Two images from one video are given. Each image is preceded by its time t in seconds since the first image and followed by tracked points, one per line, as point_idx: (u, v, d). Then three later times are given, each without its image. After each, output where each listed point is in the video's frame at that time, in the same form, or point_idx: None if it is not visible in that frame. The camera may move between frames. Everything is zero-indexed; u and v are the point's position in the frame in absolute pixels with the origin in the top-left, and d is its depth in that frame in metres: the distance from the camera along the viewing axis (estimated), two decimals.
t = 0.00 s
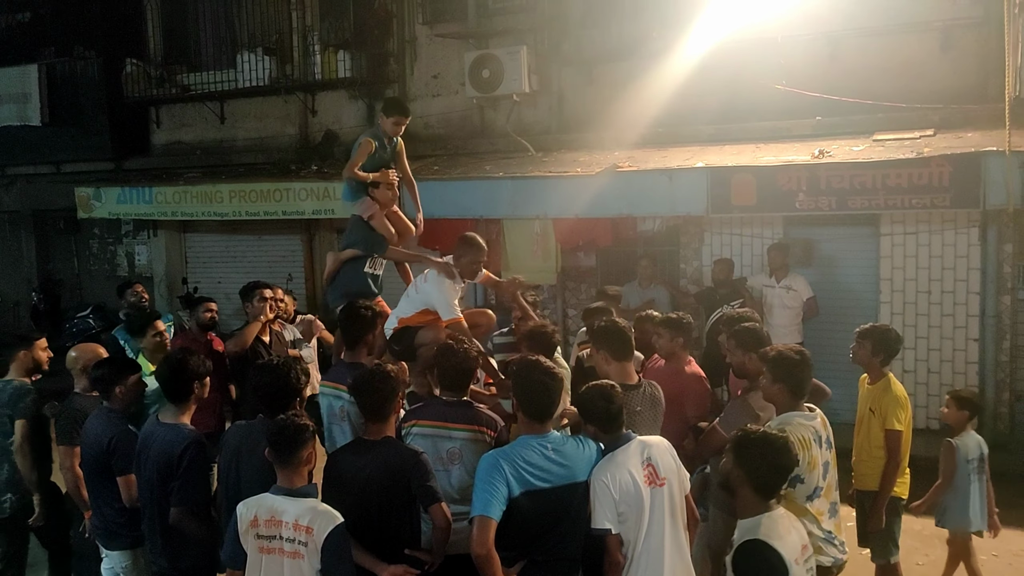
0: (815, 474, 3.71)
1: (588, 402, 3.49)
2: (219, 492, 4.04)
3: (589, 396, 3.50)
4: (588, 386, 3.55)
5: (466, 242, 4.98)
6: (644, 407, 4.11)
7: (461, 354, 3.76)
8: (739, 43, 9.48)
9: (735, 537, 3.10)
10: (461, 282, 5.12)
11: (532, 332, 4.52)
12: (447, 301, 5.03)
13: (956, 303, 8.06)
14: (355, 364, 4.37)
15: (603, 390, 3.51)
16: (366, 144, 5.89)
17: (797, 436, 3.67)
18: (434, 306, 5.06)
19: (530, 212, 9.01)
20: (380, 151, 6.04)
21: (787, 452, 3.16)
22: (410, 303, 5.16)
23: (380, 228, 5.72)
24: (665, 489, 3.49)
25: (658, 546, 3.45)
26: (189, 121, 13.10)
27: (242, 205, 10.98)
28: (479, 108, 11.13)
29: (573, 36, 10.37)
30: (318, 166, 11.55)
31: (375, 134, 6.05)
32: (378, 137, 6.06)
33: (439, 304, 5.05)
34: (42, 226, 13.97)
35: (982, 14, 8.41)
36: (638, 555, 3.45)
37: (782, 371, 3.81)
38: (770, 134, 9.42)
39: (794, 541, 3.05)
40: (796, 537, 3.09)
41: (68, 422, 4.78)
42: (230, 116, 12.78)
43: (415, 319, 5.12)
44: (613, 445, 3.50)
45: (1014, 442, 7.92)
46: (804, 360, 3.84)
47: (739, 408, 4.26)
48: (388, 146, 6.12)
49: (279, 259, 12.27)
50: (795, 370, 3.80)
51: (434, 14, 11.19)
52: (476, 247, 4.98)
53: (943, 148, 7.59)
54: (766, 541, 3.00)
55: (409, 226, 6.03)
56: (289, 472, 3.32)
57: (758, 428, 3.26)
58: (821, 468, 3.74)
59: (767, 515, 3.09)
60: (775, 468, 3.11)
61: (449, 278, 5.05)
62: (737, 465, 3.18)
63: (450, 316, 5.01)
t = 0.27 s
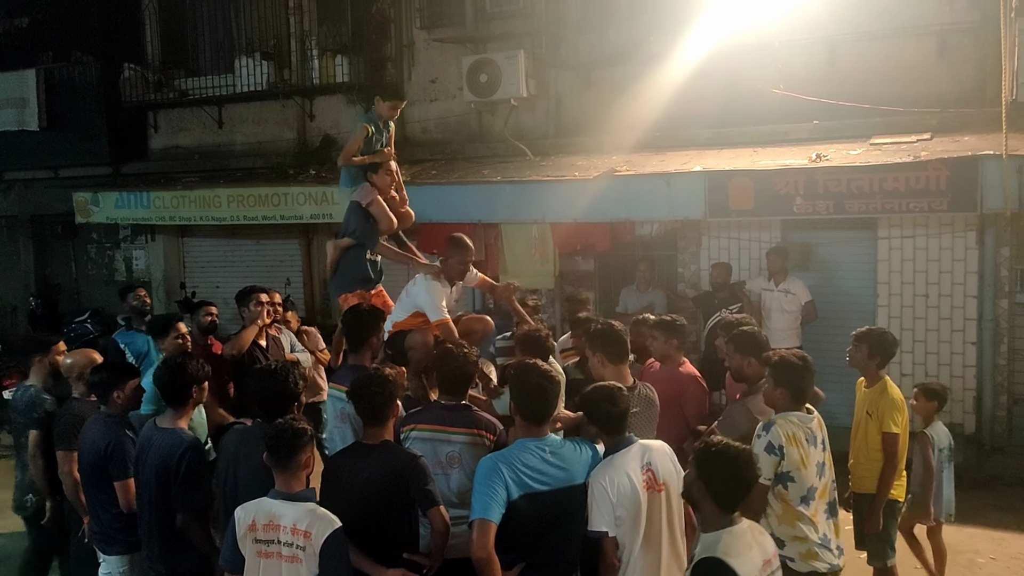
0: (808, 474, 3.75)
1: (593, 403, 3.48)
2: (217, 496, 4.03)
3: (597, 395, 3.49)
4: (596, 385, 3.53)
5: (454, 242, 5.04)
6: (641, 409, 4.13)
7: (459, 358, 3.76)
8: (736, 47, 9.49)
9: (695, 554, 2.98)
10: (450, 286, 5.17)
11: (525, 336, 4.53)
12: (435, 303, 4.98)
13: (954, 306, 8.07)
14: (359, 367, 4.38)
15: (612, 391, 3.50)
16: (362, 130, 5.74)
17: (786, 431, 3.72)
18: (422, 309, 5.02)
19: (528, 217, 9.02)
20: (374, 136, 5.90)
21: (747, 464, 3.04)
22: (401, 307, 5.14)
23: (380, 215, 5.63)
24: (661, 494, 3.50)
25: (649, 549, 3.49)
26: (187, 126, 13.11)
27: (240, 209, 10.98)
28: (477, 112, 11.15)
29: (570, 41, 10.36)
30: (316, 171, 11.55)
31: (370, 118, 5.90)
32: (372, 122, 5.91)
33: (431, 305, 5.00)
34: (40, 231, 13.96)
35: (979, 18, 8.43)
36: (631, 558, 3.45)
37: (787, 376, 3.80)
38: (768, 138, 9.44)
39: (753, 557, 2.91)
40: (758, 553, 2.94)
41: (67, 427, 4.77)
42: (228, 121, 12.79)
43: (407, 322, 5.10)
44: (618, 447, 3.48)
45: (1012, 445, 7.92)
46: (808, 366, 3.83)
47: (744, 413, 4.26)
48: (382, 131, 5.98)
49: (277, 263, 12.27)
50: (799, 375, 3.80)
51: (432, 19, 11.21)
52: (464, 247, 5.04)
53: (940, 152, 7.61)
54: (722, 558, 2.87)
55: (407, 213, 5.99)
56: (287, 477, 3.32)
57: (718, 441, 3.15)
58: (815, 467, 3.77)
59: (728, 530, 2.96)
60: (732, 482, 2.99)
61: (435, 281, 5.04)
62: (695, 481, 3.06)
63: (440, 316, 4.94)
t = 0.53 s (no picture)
0: (805, 475, 3.75)
1: (611, 406, 3.47)
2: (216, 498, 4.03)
3: (602, 401, 3.50)
4: (608, 385, 3.53)
5: (450, 244, 5.05)
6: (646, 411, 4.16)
7: (461, 360, 3.78)
8: (734, 48, 9.50)
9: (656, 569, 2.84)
10: (447, 288, 5.14)
11: (522, 339, 4.53)
12: (432, 305, 4.95)
13: (954, 307, 8.08)
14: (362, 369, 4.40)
15: (619, 392, 3.50)
16: (364, 117, 5.69)
17: (779, 435, 3.73)
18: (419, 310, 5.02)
19: (527, 218, 9.02)
20: (376, 125, 5.86)
21: (704, 472, 2.87)
22: (400, 309, 5.15)
23: (381, 207, 5.65)
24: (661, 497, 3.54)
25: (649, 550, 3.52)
26: (187, 128, 13.12)
27: (239, 212, 10.99)
28: (477, 115, 11.16)
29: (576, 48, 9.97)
30: (315, 173, 11.55)
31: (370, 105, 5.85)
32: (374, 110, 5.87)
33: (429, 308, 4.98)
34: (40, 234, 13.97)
35: (977, 19, 8.44)
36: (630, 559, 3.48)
37: (790, 378, 3.80)
38: (767, 140, 9.45)
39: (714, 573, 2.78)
40: (719, 567, 2.80)
41: (65, 430, 4.78)
42: (228, 123, 12.79)
43: (406, 324, 5.10)
44: (624, 447, 3.50)
45: (1012, 447, 7.91)
46: (810, 370, 3.84)
47: (743, 414, 4.25)
48: (383, 120, 5.94)
49: (276, 266, 12.27)
50: (801, 377, 3.81)
51: (432, 21, 11.22)
52: (461, 248, 5.04)
53: (939, 153, 7.61)
54: None
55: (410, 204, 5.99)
56: (286, 479, 3.33)
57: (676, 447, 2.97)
58: (812, 469, 3.77)
59: (687, 543, 2.81)
60: (687, 493, 2.82)
61: (433, 284, 5.02)
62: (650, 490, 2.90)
63: (435, 318, 4.91)
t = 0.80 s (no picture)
0: (807, 481, 3.74)
1: (622, 404, 3.49)
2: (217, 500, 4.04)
3: (613, 402, 3.52)
4: (621, 386, 3.55)
5: (452, 246, 4.99)
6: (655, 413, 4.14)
7: (465, 363, 3.77)
8: (735, 49, 9.50)
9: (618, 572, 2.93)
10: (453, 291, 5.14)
11: (533, 339, 4.55)
12: (440, 308, 4.99)
13: (955, 309, 8.08)
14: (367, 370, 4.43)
15: (638, 393, 3.52)
16: (367, 110, 5.68)
17: (784, 443, 3.70)
18: (425, 314, 5.04)
19: (528, 220, 9.01)
20: (381, 119, 5.85)
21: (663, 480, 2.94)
22: (405, 311, 5.16)
23: (388, 205, 5.64)
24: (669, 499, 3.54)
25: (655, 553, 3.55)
26: (187, 131, 13.13)
27: (240, 214, 10.99)
28: (478, 117, 11.17)
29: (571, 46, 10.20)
30: (316, 175, 11.56)
31: (377, 98, 5.79)
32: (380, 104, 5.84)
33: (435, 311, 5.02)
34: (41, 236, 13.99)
35: (979, 22, 8.45)
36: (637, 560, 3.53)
37: (789, 381, 3.81)
38: (768, 142, 9.45)
39: None
40: (680, 570, 2.88)
41: (67, 434, 4.80)
42: (228, 125, 12.80)
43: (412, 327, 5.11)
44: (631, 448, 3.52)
45: (1014, 448, 7.91)
46: (809, 374, 3.84)
47: (744, 416, 4.23)
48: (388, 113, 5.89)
49: (277, 268, 12.28)
50: (801, 381, 3.81)
51: (433, 23, 11.23)
52: (464, 251, 4.98)
53: (941, 155, 7.62)
54: None
55: (417, 203, 5.99)
56: (288, 482, 3.33)
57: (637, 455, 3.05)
58: (814, 474, 3.77)
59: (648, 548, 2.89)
60: (647, 499, 2.89)
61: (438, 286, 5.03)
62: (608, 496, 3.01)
63: (444, 322, 4.95)
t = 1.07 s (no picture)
0: (812, 484, 3.74)
1: (635, 404, 3.46)
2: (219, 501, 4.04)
3: (625, 401, 3.49)
4: (634, 385, 3.53)
5: (461, 249, 5.01)
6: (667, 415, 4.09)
7: (468, 366, 3.77)
8: (736, 49, 9.50)
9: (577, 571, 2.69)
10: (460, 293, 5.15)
11: (540, 340, 4.55)
12: (448, 309, 4.98)
13: (957, 308, 8.06)
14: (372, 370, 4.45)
15: (650, 393, 3.48)
16: (382, 108, 5.65)
17: (792, 446, 3.70)
18: (435, 316, 5.01)
19: (530, 221, 9.01)
20: (395, 116, 5.82)
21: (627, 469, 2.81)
22: (413, 314, 5.13)
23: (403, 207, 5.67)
24: (677, 503, 3.53)
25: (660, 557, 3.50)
26: (189, 134, 13.14)
27: (242, 217, 11.00)
28: (479, 119, 11.17)
29: (573, 47, 10.39)
30: (318, 177, 11.58)
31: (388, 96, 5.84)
32: (393, 100, 5.84)
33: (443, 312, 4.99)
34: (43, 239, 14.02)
35: (980, 21, 8.44)
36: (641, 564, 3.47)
37: (789, 376, 3.79)
38: (768, 142, 9.44)
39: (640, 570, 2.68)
40: (643, 565, 2.72)
41: (69, 436, 4.79)
42: (231, 128, 12.82)
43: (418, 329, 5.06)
44: (641, 448, 3.51)
45: (1018, 448, 7.90)
46: (810, 370, 3.82)
47: (746, 416, 4.25)
48: (400, 109, 5.88)
49: (279, 270, 12.30)
50: (801, 378, 3.78)
51: (434, 25, 11.23)
52: (472, 253, 4.99)
53: (942, 155, 7.61)
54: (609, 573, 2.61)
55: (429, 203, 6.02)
56: (290, 483, 3.32)
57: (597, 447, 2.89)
58: (819, 478, 3.77)
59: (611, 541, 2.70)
60: (613, 490, 2.71)
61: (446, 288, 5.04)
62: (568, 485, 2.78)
63: (453, 325, 4.93)
